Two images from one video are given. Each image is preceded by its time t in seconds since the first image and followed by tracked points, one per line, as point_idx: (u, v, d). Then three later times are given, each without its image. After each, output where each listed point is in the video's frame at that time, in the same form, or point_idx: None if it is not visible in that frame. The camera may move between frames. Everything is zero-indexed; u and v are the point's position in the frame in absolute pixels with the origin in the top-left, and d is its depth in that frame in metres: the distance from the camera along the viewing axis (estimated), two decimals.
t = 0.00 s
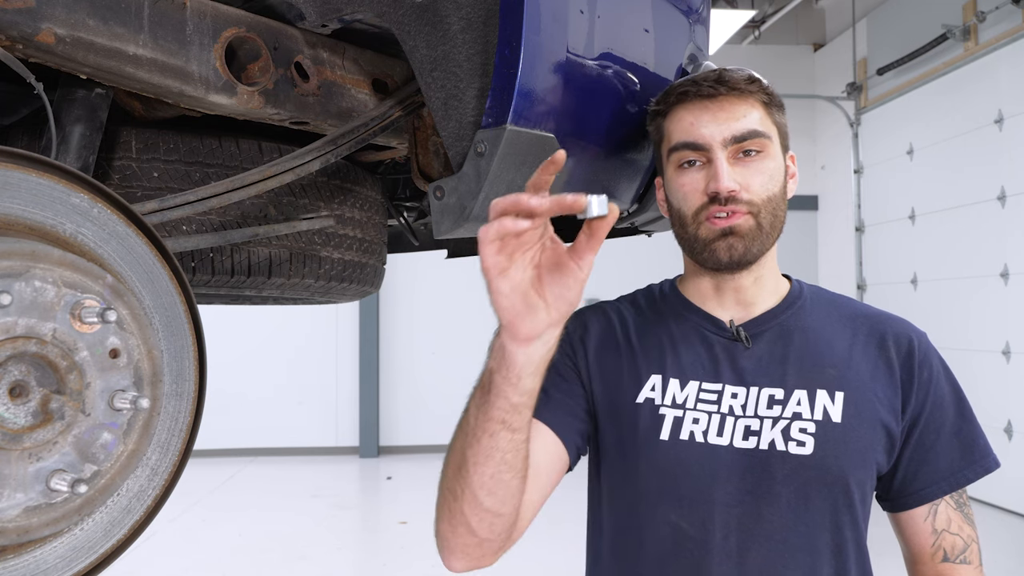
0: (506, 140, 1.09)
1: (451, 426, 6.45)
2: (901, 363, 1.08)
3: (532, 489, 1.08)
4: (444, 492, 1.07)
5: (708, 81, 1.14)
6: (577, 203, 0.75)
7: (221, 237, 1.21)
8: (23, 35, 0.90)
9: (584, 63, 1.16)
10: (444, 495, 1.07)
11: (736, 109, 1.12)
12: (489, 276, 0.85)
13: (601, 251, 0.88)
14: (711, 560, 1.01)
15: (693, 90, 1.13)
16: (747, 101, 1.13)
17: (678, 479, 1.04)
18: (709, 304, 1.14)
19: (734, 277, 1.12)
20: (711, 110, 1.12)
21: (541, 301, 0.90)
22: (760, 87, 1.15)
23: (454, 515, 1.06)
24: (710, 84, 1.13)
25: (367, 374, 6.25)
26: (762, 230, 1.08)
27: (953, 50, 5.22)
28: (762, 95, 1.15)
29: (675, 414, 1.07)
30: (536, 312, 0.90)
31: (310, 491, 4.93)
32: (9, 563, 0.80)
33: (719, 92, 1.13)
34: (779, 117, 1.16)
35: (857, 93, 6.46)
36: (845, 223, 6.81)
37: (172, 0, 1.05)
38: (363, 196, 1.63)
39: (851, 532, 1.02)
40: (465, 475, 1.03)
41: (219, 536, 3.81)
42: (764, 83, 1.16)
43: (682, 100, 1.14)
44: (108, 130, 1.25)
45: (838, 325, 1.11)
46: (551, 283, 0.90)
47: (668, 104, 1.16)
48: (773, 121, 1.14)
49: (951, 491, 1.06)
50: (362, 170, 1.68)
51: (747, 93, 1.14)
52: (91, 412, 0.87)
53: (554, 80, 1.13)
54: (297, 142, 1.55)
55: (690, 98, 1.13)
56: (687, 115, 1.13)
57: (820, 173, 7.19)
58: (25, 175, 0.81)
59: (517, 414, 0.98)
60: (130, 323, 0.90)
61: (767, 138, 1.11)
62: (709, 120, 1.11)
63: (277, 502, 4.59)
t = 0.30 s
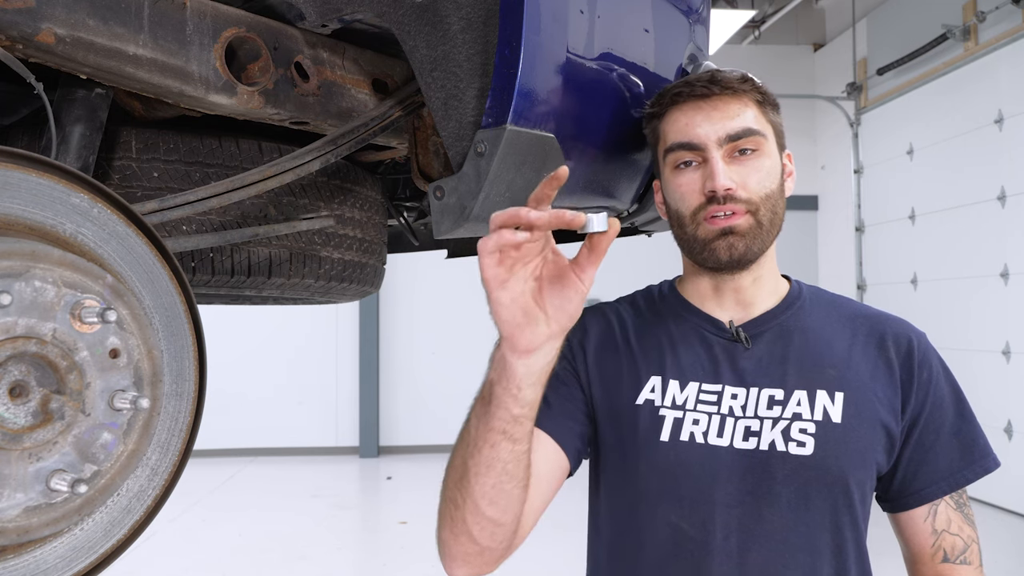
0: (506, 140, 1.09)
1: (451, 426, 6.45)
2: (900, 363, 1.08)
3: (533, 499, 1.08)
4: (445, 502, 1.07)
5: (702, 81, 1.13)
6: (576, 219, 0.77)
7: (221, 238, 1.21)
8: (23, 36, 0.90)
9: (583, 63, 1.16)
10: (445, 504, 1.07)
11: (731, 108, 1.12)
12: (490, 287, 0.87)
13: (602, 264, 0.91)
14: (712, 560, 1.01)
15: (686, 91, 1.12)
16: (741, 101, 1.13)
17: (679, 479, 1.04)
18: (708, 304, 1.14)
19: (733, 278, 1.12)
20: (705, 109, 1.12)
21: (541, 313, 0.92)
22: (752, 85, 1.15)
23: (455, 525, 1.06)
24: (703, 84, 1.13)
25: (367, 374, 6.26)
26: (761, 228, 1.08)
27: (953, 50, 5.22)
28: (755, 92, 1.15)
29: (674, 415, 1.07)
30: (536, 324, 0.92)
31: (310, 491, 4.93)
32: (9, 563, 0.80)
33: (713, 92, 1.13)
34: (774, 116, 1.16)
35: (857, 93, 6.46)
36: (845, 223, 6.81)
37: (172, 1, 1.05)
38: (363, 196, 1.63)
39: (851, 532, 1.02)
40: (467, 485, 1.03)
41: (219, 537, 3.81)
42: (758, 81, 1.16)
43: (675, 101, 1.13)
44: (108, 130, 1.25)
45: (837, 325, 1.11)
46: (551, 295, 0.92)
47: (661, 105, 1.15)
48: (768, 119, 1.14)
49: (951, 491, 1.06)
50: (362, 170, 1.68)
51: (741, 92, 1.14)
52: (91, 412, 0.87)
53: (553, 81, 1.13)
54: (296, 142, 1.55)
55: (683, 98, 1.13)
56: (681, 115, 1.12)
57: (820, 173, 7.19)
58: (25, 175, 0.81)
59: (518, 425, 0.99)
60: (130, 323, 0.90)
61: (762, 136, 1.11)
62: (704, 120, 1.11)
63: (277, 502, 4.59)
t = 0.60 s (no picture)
0: (506, 140, 1.09)
1: (451, 426, 6.45)
2: (900, 362, 1.08)
3: (545, 500, 1.08)
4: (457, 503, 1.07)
5: (699, 83, 1.14)
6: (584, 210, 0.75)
7: (221, 238, 1.21)
8: (23, 35, 0.90)
9: (583, 63, 1.16)
10: (457, 507, 1.08)
11: (730, 109, 1.12)
12: (501, 281, 0.87)
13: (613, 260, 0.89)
14: (712, 561, 1.01)
15: (683, 93, 1.12)
16: (740, 101, 1.13)
17: (679, 478, 1.04)
18: (707, 304, 1.14)
19: (733, 278, 1.12)
20: (703, 111, 1.12)
21: (552, 308, 0.91)
22: (750, 86, 1.15)
23: (467, 528, 1.06)
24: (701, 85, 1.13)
25: (367, 374, 6.26)
26: (760, 228, 1.08)
27: (953, 50, 5.22)
28: (753, 94, 1.15)
29: (674, 415, 1.07)
30: (547, 319, 0.92)
31: (310, 491, 4.93)
32: (9, 563, 0.80)
33: (710, 94, 1.13)
34: (773, 117, 1.16)
35: (857, 93, 6.46)
36: (845, 223, 6.81)
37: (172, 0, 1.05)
38: (363, 196, 1.63)
39: (852, 532, 1.02)
40: (479, 486, 1.03)
41: (219, 536, 3.81)
42: (756, 82, 1.16)
43: (674, 103, 1.14)
44: (108, 130, 1.25)
45: (837, 324, 1.11)
46: (562, 291, 0.91)
47: (660, 107, 1.16)
48: (766, 120, 1.14)
49: (951, 490, 1.06)
50: (362, 170, 1.68)
51: (739, 93, 1.13)
52: (91, 412, 0.87)
53: (553, 81, 1.13)
54: (296, 142, 1.55)
55: (682, 100, 1.13)
56: (679, 117, 1.12)
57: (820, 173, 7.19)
58: (25, 175, 0.81)
59: (531, 424, 0.99)
60: (130, 323, 0.90)
61: (760, 137, 1.11)
62: (702, 121, 1.11)
63: (277, 502, 4.59)
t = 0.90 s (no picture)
0: (506, 140, 1.09)
1: (451, 426, 6.45)
2: (904, 364, 1.08)
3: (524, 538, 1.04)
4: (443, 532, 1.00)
5: (709, 82, 1.14)
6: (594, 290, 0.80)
7: (221, 238, 1.21)
8: (23, 36, 0.90)
9: (583, 64, 1.16)
10: (442, 535, 1.01)
11: (739, 107, 1.12)
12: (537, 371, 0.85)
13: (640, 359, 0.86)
14: (716, 563, 1.00)
15: (693, 90, 1.13)
16: (749, 100, 1.13)
17: (683, 480, 1.03)
18: (712, 304, 1.14)
19: (738, 278, 1.12)
20: (713, 109, 1.13)
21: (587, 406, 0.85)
22: (761, 87, 1.15)
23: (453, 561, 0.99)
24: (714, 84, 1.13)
25: (367, 374, 6.25)
26: (766, 229, 1.08)
27: (953, 50, 5.22)
28: (765, 94, 1.15)
29: (679, 417, 1.06)
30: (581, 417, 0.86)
31: (310, 491, 4.93)
32: (9, 563, 0.80)
33: (720, 92, 1.13)
34: (782, 117, 1.16)
35: (857, 93, 6.46)
36: (846, 223, 6.81)
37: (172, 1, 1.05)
38: (363, 197, 1.63)
39: (855, 534, 1.02)
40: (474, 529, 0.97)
41: (219, 536, 3.81)
42: (766, 83, 1.17)
43: (683, 101, 1.15)
44: (108, 130, 1.25)
45: (841, 326, 1.11)
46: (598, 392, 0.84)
47: (670, 104, 1.17)
48: (775, 120, 1.14)
49: (951, 492, 1.06)
50: (362, 170, 1.68)
51: (749, 93, 1.14)
52: (91, 413, 0.87)
53: (553, 81, 1.13)
54: (296, 142, 1.55)
55: (691, 99, 1.14)
56: (689, 115, 1.13)
57: (820, 173, 7.18)
58: (25, 175, 0.81)
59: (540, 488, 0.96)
60: (130, 323, 0.90)
61: (770, 137, 1.11)
62: (711, 119, 1.11)
63: (277, 502, 4.59)
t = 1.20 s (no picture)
0: (506, 140, 1.09)
1: (451, 426, 6.45)
2: (904, 366, 1.07)
3: None
4: None
5: (712, 78, 1.12)
6: None
7: (221, 238, 1.21)
8: (23, 35, 0.90)
9: (583, 64, 1.16)
10: None
11: (742, 107, 1.11)
12: None
13: None
14: (714, 568, 1.01)
15: (696, 88, 1.11)
16: (753, 100, 1.12)
17: (679, 486, 1.04)
18: (709, 305, 1.14)
19: (736, 279, 1.11)
20: (716, 108, 1.11)
21: None
22: (765, 84, 1.13)
23: None
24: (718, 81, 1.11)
25: (367, 374, 6.25)
26: (766, 232, 1.08)
27: (953, 50, 5.22)
28: (769, 91, 1.14)
29: (673, 423, 1.07)
30: None
31: (310, 491, 4.93)
32: (9, 563, 0.80)
33: (724, 89, 1.12)
34: (785, 115, 1.15)
35: (857, 93, 6.46)
36: (845, 223, 6.81)
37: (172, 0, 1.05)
38: (363, 197, 1.63)
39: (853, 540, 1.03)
40: None
41: (219, 536, 3.81)
42: (770, 79, 1.15)
43: (685, 97, 1.13)
44: (108, 130, 1.25)
45: (841, 327, 1.10)
46: None
47: (670, 100, 1.15)
48: (778, 119, 1.13)
49: (951, 494, 1.06)
50: (362, 170, 1.68)
51: (754, 91, 1.12)
52: (91, 412, 0.87)
53: (553, 82, 1.13)
54: (296, 142, 1.55)
55: (693, 96, 1.12)
56: (690, 112, 1.12)
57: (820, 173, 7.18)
58: (25, 175, 0.81)
59: None
60: (130, 323, 0.90)
61: (772, 137, 1.10)
62: (713, 118, 1.10)
63: (277, 502, 4.59)
